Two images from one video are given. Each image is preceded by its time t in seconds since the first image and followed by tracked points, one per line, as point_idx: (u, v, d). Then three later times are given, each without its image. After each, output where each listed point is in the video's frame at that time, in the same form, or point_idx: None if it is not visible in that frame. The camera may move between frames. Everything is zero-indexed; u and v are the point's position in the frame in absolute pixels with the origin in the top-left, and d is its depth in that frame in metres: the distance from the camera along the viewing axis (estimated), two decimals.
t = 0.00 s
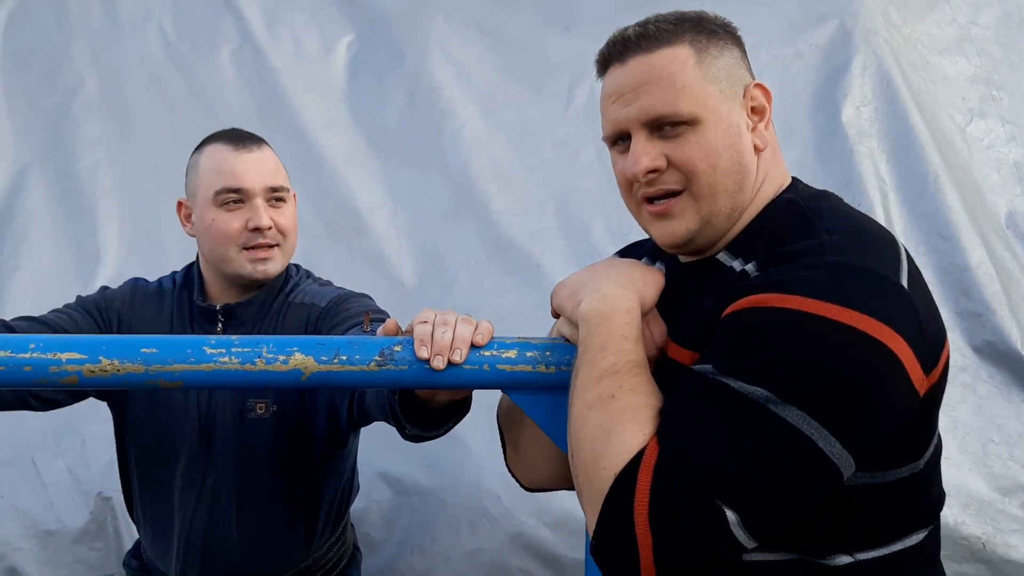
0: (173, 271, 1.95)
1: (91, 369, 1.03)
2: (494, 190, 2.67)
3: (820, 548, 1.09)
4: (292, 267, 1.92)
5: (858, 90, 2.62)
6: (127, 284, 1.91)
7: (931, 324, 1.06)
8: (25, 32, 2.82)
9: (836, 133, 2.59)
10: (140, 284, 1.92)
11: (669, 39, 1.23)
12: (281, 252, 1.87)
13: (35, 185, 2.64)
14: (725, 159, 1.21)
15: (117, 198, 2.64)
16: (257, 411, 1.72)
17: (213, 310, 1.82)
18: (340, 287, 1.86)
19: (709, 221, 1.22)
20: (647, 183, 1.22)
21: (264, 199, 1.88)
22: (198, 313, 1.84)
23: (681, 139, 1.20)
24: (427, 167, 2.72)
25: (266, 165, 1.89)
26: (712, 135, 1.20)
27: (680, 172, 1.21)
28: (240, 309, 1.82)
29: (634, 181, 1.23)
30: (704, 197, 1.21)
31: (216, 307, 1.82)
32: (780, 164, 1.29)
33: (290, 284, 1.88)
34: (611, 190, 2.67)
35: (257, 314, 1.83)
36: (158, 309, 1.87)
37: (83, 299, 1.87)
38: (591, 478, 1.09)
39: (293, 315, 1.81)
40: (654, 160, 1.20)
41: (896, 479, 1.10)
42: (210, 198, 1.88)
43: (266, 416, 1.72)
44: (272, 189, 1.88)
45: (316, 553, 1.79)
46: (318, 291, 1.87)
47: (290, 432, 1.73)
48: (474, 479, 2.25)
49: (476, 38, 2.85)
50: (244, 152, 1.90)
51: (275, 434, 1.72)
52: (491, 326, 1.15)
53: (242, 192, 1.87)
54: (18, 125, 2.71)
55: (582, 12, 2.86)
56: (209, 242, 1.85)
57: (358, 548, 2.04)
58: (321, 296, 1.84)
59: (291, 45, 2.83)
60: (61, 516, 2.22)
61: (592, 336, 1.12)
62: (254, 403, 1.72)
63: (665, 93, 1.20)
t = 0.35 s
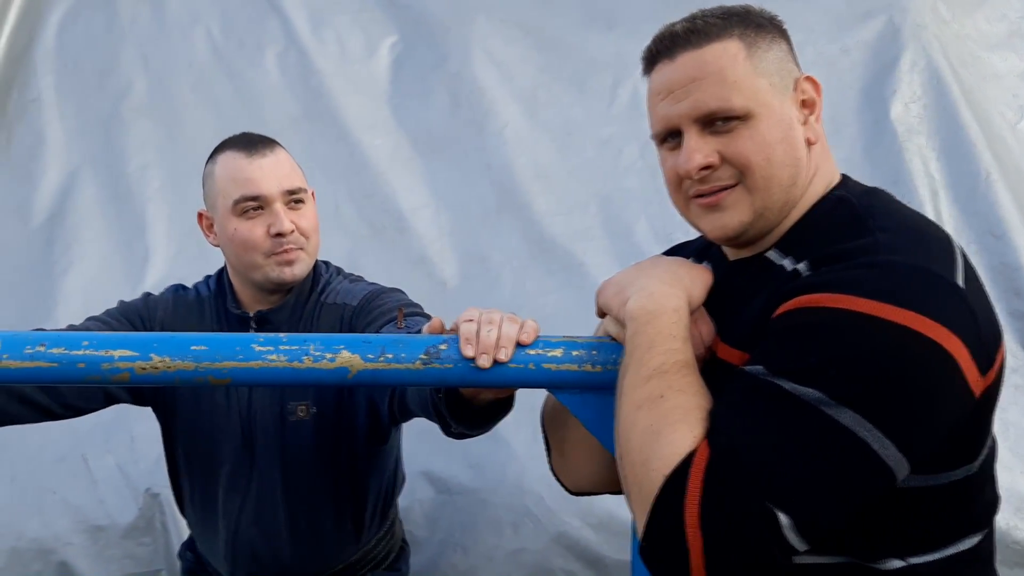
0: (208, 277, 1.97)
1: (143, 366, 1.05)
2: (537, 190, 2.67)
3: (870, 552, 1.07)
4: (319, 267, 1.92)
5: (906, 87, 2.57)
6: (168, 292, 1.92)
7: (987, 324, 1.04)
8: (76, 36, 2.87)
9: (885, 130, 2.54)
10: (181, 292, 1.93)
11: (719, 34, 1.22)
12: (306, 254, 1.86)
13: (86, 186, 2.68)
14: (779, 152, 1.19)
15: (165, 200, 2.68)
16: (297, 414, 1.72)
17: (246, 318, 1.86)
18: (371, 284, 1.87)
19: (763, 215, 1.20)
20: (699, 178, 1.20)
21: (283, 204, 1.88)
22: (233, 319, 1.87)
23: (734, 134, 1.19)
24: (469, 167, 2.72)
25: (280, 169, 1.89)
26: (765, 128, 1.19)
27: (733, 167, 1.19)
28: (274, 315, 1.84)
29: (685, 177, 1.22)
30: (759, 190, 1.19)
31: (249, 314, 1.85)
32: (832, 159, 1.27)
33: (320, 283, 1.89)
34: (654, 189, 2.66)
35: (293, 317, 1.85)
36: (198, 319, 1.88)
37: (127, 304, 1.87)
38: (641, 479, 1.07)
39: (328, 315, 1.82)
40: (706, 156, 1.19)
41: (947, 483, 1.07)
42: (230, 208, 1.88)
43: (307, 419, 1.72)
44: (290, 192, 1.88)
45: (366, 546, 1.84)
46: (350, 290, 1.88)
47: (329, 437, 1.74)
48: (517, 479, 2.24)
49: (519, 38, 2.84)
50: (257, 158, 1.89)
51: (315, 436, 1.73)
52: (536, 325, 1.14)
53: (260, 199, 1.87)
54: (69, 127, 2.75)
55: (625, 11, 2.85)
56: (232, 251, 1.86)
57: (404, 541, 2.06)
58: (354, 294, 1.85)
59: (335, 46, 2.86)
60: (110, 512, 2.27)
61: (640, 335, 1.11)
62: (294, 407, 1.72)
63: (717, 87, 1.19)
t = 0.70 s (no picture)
0: (220, 278, 1.96)
1: (158, 364, 1.05)
2: (550, 189, 2.67)
3: (887, 549, 1.06)
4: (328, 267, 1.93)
5: (921, 84, 2.55)
6: (180, 293, 1.91)
7: (1004, 319, 1.03)
8: (91, 37, 2.88)
9: (899, 128, 2.53)
10: (193, 293, 1.93)
11: (735, 31, 1.22)
12: (315, 256, 1.86)
13: (101, 187, 2.70)
14: (795, 150, 1.18)
15: (180, 200, 2.69)
16: (308, 418, 1.74)
17: (259, 320, 1.86)
18: (379, 282, 1.86)
19: (779, 214, 1.19)
20: (715, 175, 1.20)
21: (293, 206, 1.89)
22: (245, 321, 1.87)
23: (751, 131, 1.18)
24: (482, 167, 2.72)
25: (290, 171, 1.90)
26: (782, 125, 1.18)
27: (749, 165, 1.18)
28: (284, 318, 1.85)
29: (701, 174, 1.21)
30: (776, 189, 1.18)
31: (261, 317, 1.86)
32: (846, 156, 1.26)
33: (329, 285, 1.90)
34: (667, 187, 2.66)
35: (303, 320, 1.86)
36: (209, 320, 1.88)
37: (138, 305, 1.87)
38: (653, 478, 1.07)
39: (339, 315, 1.82)
40: (723, 153, 1.18)
41: (960, 480, 1.06)
42: (241, 209, 1.89)
43: (318, 422, 1.74)
44: (300, 195, 1.89)
45: (379, 545, 1.85)
46: (359, 289, 1.88)
47: (340, 437, 1.75)
48: (532, 478, 2.24)
49: (532, 36, 2.84)
50: (267, 160, 1.90)
51: (327, 436, 1.75)
52: (549, 323, 1.14)
53: (270, 202, 1.88)
54: (85, 128, 2.77)
55: (638, 10, 2.85)
56: (242, 252, 1.86)
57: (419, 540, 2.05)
58: (363, 294, 1.85)
59: (349, 46, 2.86)
60: (125, 510, 2.28)
61: (653, 332, 1.10)
62: (305, 410, 1.74)
63: (734, 84, 1.18)
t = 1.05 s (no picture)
0: (232, 280, 1.98)
1: (170, 366, 1.06)
2: (559, 190, 2.67)
3: (895, 548, 1.07)
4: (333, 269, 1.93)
5: (931, 83, 2.55)
6: (192, 295, 1.93)
7: (1013, 321, 1.03)
8: (103, 40, 2.90)
9: (909, 127, 2.52)
10: (205, 295, 1.95)
11: (744, 25, 1.22)
12: (314, 263, 1.86)
13: (114, 190, 2.72)
14: (798, 147, 1.18)
15: (191, 202, 2.71)
16: (322, 418, 1.74)
17: (268, 320, 1.87)
18: (389, 282, 1.89)
19: (780, 210, 1.19)
20: (717, 167, 1.20)
21: (292, 211, 1.88)
22: (255, 320, 1.89)
23: (754, 124, 1.18)
24: (491, 168, 2.73)
25: (291, 176, 1.89)
26: (786, 121, 1.18)
27: (751, 159, 1.18)
28: (294, 318, 1.86)
29: (703, 166, 1.21)
30: (778, 184, 1.19)
31: (270, 316, 1.87)
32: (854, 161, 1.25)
33: (338, 285, 1.91)
34: (677, 188, 2.66)
35: (314, 320, 1.87)
36: (221, 322, 1.90)
37: (151, 306, 1.89)
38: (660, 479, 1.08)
39: (351, 315, 1.84)
40: (725, 145, 1.18)
41: (972, 481, 1.06)
42: (241, 214, 1.90)
43: (332, 422, 1.75)
44: (300, 200, 1.88)
45: (392, 544, 1.86)
46: (369, 289, 1.90)
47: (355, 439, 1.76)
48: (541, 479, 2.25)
49: (540, 38, 2.85)
50: (268, 166, 1.89)
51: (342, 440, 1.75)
52: (557, 324, 1.14)
53: (270, 207, 1.87)
54: (97, 131, 2.79)
55: (646, 10, 2.85)
56: (245, 254, 1.88)
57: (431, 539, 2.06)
58: (373, 294, 1.87)
59: (359, 48, 2.87)
60: (139, 511, 2.30)
61: (659, 335, 1.10)
62: (319, 411, 1.74)
63: (741, 77, 1.19)
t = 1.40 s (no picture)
0: (245, 281, 1.99)
1: (181, 367, 1.07)
2: (567, 190, 2.68)
3: (906, 548, 1.07)
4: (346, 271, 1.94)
5: (940, 81, 2.55)
6: (205, 296, 1.94)
7: None
8: (113, 43, 2.91)
9: (918, 125, 2.52)
10: (218, 296, 1.96)
11: (745, 30, 1.22)
12: (327, 263, 1.87)
13: (124, 192, 2.74)
14: (803, 151, 1.18)
15: (202, 204, 2.72)
16: (335, 420, 1.76)
17: (282, 322, 1.88)
18: (401, 284, 1.88)
19: (789, 215, 1.19)
20: (723, 175, 1.20)
21: (307, 212, 1.90)
22: (269, 322, 1.90)
23: (758, 130, 1.18)
24: (500, 168, 2.74)
25: (307, 177, 1.91)
26: (789, 125, 1.18)
27: (756, 165, 1.18)
28: (307, 321, 1.87)
29: (709, 174, 1.21)
30: (785, 188, 1.19)
31: (284, 318, 1.88)
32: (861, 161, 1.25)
33: (351, 287, 1.92)
34: (685, 188, 2.66)
35: (326, 323, 1.88)
36: (235, 323, 1.91)
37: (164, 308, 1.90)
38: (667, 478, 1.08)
39: (362, 318, 1.85)
40: (730, 152, 1.19)
41: (984, 480, 1.06)
42: (256, 214, 1.92)
43: (345, 424, 1.76)
44: (315, 201, 1.90)
45: (403, 544, 1.87)
46: (380, 291, 1.90)
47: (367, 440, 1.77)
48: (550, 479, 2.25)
49: (548, 39, 2.86)
50: (284, 167, 1.92)
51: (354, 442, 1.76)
52: (565, 324, 1.14)
53: (284, 208, 1.90)
54: (108, 134, 2.80)
55: (654, 10, 2.85)
56: (258, 256, 1.89)
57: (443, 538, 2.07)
58: (385, 297, 1.87)
59: (367, 50, 2.88)
60: (150, 511, 2.32)
61: (667, 333, 1.11)
62: (332, 412, 1.76)
63: (745, 83, 1.19)
